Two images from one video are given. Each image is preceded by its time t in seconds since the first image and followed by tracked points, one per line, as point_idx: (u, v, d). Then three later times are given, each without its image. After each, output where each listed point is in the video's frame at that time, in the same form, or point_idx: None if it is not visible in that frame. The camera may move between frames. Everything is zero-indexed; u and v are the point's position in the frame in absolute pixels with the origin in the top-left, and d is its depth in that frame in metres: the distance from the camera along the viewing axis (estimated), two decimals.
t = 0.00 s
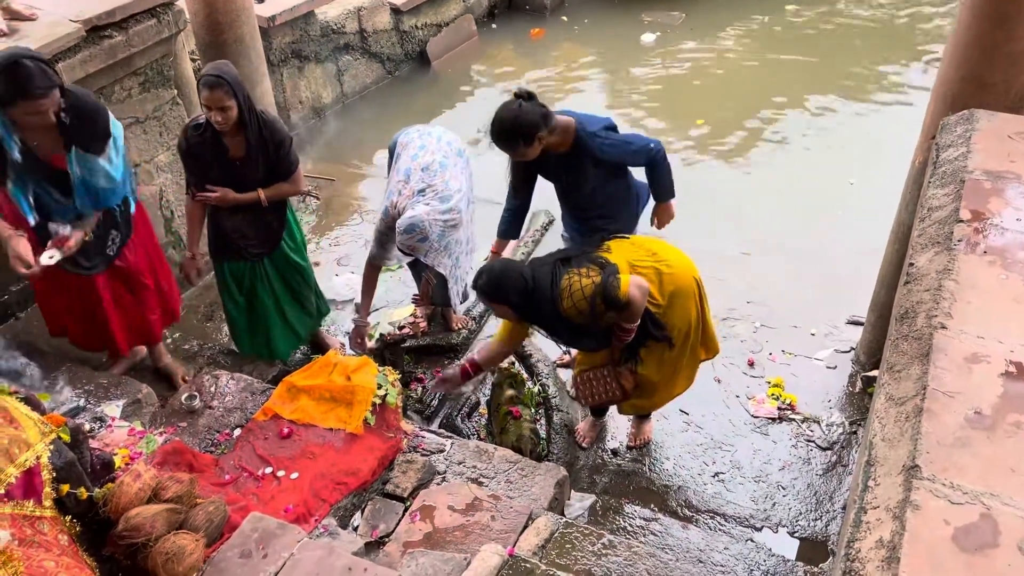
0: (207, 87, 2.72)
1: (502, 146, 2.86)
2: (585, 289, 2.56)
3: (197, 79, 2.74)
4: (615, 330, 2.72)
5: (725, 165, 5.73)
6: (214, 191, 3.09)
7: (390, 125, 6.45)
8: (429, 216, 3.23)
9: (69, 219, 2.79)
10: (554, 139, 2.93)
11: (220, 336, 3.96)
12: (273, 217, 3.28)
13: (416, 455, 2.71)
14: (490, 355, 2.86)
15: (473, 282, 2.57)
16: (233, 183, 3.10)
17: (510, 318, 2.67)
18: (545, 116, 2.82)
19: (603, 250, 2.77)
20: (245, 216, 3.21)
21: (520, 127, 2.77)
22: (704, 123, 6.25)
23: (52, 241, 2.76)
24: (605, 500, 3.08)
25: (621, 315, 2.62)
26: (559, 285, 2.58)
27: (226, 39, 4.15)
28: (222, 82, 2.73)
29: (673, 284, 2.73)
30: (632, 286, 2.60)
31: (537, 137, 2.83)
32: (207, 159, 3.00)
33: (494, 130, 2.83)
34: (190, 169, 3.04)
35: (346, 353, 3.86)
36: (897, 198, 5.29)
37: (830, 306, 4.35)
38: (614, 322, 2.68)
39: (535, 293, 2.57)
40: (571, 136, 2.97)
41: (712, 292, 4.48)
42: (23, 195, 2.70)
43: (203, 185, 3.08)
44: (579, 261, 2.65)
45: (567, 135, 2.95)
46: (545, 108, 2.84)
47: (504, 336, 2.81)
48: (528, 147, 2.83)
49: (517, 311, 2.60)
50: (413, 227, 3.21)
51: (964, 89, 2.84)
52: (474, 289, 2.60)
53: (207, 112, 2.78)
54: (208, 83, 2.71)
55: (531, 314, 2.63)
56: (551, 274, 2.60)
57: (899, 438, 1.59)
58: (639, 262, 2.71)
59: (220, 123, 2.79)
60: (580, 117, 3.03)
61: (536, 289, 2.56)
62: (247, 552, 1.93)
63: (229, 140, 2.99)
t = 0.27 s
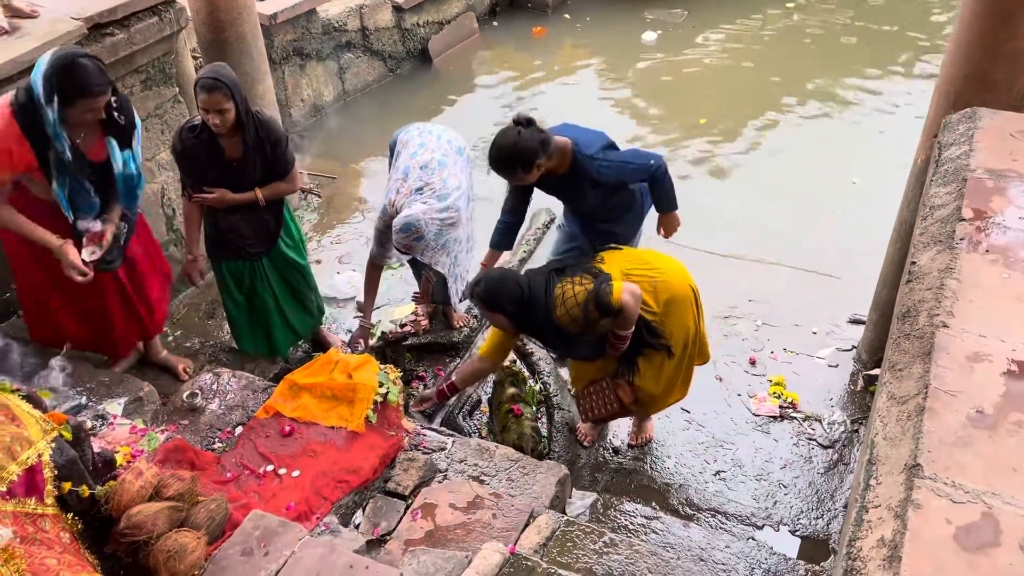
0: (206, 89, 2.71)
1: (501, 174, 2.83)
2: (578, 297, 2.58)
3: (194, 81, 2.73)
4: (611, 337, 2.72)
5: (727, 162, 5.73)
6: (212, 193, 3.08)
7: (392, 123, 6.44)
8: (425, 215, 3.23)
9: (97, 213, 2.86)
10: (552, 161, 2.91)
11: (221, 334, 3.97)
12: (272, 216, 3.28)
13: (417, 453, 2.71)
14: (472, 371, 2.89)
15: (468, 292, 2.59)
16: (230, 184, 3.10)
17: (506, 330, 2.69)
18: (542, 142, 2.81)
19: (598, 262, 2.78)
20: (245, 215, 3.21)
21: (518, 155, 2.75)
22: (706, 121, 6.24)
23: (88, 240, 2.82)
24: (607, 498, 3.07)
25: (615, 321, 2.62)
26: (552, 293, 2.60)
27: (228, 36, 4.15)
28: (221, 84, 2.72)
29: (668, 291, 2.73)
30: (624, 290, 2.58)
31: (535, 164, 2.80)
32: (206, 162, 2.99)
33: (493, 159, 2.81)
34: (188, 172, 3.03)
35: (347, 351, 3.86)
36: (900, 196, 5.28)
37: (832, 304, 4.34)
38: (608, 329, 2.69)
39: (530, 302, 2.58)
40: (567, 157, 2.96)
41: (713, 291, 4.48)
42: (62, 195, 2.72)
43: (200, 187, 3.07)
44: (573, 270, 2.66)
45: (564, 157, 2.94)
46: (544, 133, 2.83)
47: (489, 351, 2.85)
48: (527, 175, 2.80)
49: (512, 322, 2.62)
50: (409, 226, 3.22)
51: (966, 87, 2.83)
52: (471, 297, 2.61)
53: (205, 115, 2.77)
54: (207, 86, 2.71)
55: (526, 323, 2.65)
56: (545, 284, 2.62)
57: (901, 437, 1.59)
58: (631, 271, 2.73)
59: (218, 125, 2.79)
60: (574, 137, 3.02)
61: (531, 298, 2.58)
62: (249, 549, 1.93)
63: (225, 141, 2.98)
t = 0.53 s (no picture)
0: (208, 88, 2.70)
1: (493, 200, 2.81)
2: (577, 302, 2.57)
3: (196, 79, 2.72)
4: (609, 343, 2.73)
5: (728, 160, 5.72)
6: (212, 191, 3.08)
7: (393, 121, 6.44)
8: (420, 215, 3.25)
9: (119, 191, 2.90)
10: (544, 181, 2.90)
11: (222, 331, 3.97)
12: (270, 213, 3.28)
13: (418, 451, 2.71)
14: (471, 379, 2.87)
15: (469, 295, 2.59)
16: (230, 182, 3.09)
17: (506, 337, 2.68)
18: (533, 168, 2.79)
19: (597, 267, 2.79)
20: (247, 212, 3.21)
21: (510, 184, 2.73)
22: (707, 119, 6.23)
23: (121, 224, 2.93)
24: (607, 496, 3.05)
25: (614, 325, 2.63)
26: (553, 297, 2.60)
27: (229, 34, 4.15)
28: (222, 83, 2.72)
29: (668, 298, 2.74)
30: (624, 293, 2.58)
31: (528, 190, 2.79)
32: (206, 161, 2.99)
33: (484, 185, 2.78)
34: (187, 170, 3.03)
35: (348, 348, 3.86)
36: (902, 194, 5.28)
37: (833, 302, 4.34)
38: (607, 334, 2.70)
39: (530, 306, 2.58)
40: (559, 175, 2.94)
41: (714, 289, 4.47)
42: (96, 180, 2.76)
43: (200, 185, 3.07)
44: (573, 275, 2.67)
45: (557, 177, 2.93)
46: (534, 158, 2.81)
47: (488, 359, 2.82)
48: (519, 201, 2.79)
49: (512, 327, 2.61)
50: (402, 226, 3.23)
51: (969, 85, 2.83)
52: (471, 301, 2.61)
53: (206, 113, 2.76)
54: (209, 85, 2.69)
55: (526, 329, 2.64)
56: (545, 288, 2.61)
57: (902, 435, 1.59)
58: (634, 275, 2.74)
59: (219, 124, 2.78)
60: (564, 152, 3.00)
61: (531, 302, 2.58)
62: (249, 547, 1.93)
63: (224, 139, 2.98)
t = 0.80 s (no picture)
0: (208, 83, 2.69)
1: (485, 207, 2.82)
2: (573, 298, 2.57)
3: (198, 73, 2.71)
4: (606, 339, 2.73)
5: (729, 158, 5.71)
6: (212, 186, 3.08)
7: (394, 118, 6.43)
8: (417, 216, 3.22)
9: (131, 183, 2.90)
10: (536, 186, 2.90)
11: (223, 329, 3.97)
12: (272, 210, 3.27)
13: (419, 448, 2.71)
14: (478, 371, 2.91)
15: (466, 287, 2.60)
16: (231, 178, 3.09)
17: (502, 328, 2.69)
18: (527, 174, 2.79)
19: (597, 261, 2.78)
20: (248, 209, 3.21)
21: (505, 190, 2.73)
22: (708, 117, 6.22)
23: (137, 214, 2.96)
24: (608, 493, 3.05)
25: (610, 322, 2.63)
26: (549, 292, 2.59)
27: (230, 31, 4.15)
28: (223, 78, 2.71)
29: (667, 292, 2.73)
30: (621, 292, 2.60)
31: (520, 198, 2.78)
32: (207, 155, 2.99)
33: (477, 195, 2.77)
34: (189, 165, 3.03)
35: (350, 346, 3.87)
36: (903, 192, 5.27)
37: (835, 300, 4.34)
38: (604, 330, 2.70)
39: (525, 301, 2.58)
40: (550, 180, 2.95)
41: (715, 287, 4.47)
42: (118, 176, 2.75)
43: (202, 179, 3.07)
44: (571, 269, 2.66)
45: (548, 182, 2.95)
46: (526, 165, 2.80)
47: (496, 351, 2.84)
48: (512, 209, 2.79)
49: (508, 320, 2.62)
50: (399, 227, 3.23)
51: (971, 83, 2.82)
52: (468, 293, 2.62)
53: (207, 108, 2.75)
54: (209, 80, 2.69)
55: (522, 322, 2.64)
56: (543, 282, 2.61)
57: (903, 432, 1.59)
58: (633, 271, 2.73)
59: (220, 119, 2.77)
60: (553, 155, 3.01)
61: (527, 296, 2.58)
62: (251, 544, 1.94)
63: (225, 134, 2.97)
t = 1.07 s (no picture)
0: (207, 79, 2.68)
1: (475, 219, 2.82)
2: (565, 287, 2.56)
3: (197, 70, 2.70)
4: (601, 329, 2.70)
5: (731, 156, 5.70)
6: (212, 181, 3.09)
7: (395, 116, 6.43)
8: (412, 218, 3.23)
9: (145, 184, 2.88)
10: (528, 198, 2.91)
11: (224, 326, 3.97)
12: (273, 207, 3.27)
13: (420, 445, 2.70)
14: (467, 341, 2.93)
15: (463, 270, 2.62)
16: (231, 174, 3.08)
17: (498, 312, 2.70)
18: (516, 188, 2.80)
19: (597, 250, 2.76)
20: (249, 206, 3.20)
21: (494, 205, 2.74)
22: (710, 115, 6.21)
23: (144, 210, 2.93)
24: (609, 491, 3.05)
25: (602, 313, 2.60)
26: (544, 280, 2.59)
27: (231, 28, 4.14)
28: (222, 74, 2.70)
29: (668, 284, 2.73)
30: (613, 280, 2.55)
31: (511, 211, 2.79)
32: (207, 151, 2.99)
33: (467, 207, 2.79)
34: (189, 161, 3.02)
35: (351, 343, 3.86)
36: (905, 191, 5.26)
37: (836, 298, 4.33)
38: (599, 320, 2.67)
39: (519, 288, 2.58)
40: (541, 193, 2.96)
41: (717, 285, 4.47)
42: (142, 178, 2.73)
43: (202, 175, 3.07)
44: (569, 258, 2.65)
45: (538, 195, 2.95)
46: (516, 178, 2.81)
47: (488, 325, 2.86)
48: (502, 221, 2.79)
49: (502, 305, 2.63)
50: (394, 228, 3.24)
51: (974, 80, 2.81)
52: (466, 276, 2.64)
53: (206, 104, 2.74)
54: (208, 76, 2.68)
55: (516, 307, 2.65)
56: (539, 270, 2.61)
57: (907, 430, 1.58)
58: (632, 261, 2.72)
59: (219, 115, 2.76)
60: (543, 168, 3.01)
61: (522, 284, 2.58)
62: (252, 541, 1.93)
63: (225, 130, 2.97)
